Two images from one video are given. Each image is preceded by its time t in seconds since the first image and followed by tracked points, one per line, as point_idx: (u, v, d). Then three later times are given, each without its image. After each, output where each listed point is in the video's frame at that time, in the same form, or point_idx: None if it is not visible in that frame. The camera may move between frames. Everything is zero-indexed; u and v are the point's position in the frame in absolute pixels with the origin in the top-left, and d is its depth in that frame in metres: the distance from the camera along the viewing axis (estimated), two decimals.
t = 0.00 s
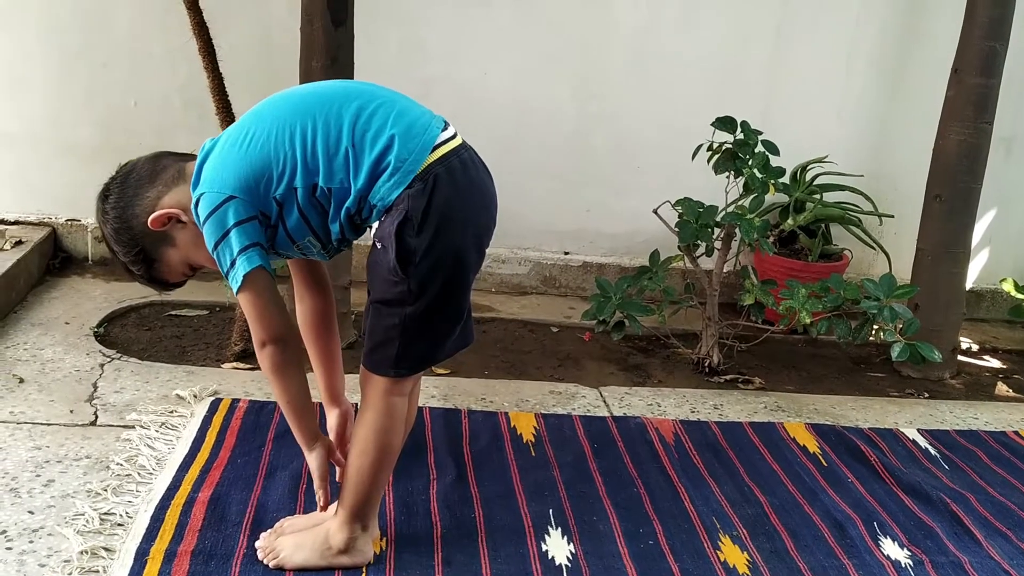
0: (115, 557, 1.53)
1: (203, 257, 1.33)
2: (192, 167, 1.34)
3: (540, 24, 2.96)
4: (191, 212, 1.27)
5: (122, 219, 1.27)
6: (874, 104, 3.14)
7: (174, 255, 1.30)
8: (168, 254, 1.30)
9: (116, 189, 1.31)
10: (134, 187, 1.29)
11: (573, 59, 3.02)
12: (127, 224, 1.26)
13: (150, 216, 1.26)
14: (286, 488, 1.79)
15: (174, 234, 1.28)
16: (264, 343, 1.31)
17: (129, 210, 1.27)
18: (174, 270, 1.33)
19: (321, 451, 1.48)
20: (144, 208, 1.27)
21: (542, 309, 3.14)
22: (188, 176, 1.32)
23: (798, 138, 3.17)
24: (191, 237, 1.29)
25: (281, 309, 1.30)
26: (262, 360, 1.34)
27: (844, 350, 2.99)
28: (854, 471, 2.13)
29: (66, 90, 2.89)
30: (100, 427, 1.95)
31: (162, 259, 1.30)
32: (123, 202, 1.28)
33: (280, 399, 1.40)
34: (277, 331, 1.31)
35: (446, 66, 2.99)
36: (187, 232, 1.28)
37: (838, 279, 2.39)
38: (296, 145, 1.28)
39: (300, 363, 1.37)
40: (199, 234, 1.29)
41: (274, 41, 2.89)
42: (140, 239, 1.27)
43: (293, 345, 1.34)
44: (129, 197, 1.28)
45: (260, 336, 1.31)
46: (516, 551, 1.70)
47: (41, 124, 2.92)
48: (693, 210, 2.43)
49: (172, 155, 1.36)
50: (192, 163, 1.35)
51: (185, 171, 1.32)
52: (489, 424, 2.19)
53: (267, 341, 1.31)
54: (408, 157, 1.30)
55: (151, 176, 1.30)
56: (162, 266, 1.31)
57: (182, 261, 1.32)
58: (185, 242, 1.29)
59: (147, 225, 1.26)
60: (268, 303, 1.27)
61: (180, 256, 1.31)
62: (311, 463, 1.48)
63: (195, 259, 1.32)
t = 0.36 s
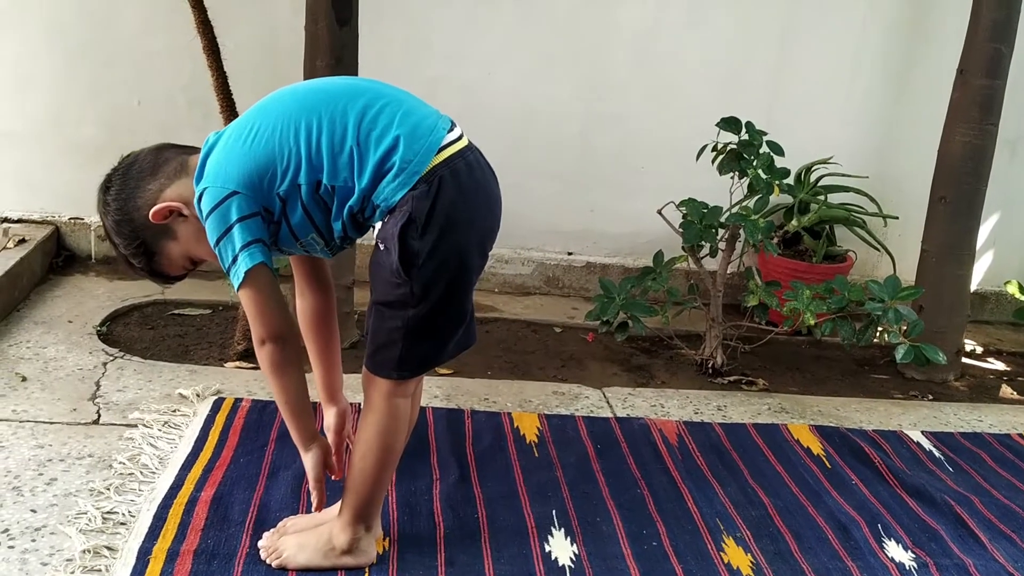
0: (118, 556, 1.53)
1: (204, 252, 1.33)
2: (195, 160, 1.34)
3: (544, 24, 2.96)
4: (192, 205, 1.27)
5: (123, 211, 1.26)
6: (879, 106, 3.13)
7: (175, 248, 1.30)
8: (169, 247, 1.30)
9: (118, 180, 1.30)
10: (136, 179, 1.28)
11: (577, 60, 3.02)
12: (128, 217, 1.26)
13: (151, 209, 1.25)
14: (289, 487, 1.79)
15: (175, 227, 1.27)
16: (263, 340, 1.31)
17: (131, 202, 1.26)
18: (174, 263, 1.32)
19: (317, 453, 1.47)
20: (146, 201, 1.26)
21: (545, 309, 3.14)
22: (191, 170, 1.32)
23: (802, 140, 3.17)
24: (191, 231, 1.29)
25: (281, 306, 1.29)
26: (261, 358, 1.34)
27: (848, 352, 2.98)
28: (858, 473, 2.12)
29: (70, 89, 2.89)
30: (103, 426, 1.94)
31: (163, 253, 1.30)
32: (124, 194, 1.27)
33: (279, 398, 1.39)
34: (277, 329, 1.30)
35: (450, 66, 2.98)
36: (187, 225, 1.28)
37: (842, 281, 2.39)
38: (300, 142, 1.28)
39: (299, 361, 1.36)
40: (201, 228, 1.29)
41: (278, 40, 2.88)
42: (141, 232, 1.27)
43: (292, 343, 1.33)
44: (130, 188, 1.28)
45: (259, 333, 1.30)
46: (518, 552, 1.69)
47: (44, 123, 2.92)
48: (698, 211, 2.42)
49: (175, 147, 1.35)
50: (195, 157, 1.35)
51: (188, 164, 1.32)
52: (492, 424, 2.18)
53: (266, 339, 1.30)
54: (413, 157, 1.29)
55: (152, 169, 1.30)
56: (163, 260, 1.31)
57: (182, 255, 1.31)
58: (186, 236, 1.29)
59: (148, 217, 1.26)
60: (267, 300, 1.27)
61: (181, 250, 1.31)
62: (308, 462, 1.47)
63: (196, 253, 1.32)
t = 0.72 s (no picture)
0: (121, 551, 1.53)
1: (213, 256, 1.33)
2: (200, 164, 1.34)
3: (549, 24, 2.96)
4: (200, 211, 1.27)
5: (129, 219, 1.27)
6: (884, 107, 3.13)
7: (183, 254, 1.31)
8: (177, 253, 1.30)
9: (122, 187, 1.30)
10: (140, 185, 1.28)
11: (582, 59, 3.02)
12: (134, 224, 1.26)
13: (157, 215, 1.26)
14: (292, 483, 1.79)
15: (182, 233, 1.28)
16: (273, 343, 1.31)
17: (137, 209, 1.27)
18: (182, 267, 1.33)
19: (327, 453, 1.47)
20: (152, 208, 1.27)
21: (549, 308, 3.14)
22: (196, 173, 1.31)
23: (806, 141, 3.17)
24: (199, 236, 1.29)
25: (290, 308, 1.29)
26: (270, 361, 1.34)
27: (851, 353, 2.98)
28: (861, 473, 2.12)
29: (75, 85, 2.90)
30: (106, 421, 1.95)
31: (170, 258, 1.31)
32: (129, 201, 1.27)
33: (287, 400, 1.39)
34: (286, 333, 1.30)
35: (455, 66, 2.99)
36: (194, 231, 1.28)
37: (845, 282, 2.39)
38: (309, 144, 1.28)
39: (308, 363, 1.36)
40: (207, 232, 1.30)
41: (283, 37, 2.89)
42: (147, 238, 1.27)
43: (302, 345, 1.33)
44: (135, 196, 1.28)
45: (268, 336, 1.30)
46: (520, 550, 1.69)
47: (50, 120, 2.92)
48: (702, 210, 2.42)
49: (179, 151, 1.35)
50: (199, 160, 1.34)
51: (192, 168, 1.31)
52: (494, 423, 2.18)
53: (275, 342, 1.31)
54: (423, 158, 1.29)
55: (157, 175, 1.30)
56: (170, 265, 1.31)
57: (190, 260, 1.32)
58: (194, 242, 1.29)
59: (154, 224, 1.26)
60: (276, 301, 1.27)
61: (189, 255, 1.31)
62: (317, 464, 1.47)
63: (204, 258, 1.33)
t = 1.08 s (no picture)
0: (123, 549, 1.53)
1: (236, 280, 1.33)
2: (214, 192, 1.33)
3: (554, 24, 2.96)
4: (218, 239, 1.27)
5: (151, 256, 1.26)
6: (889, 108, 3.13)
7: (207, 284, 1.31)
8: (201, 283, 1.30)
9: (140, 225, 1.29)
10: (158, 219, 1.28)
11: (587, 60, 3.02)
12: (157, 260, 1.26)
13: (178, 249, 1.26)
14: (294, 483, 1.79)
15: (205, 263, 1.28)
16: (291, 362, 1.32)
17: (157, 245, 1.27)
18: (207, 296, 1.33)
19: (348, 467, 1.47)
20: (172, 241, 1.27)
21: (552, 309, 3.14)
22: (211, 202, 1.31)
23: (810, 142, 3.16)
24: (221, 264, 1.29)
25: (307, 326, 1.30)
26: (290, 380, 1.34)
27: (854, 354, 2.97)
28: (864, 476, 2.12)
29: (82, 84, 2.91)
30: (110, 420, 1.95)
31: (194, 289, 1.31)
32: (148, 237, 1.27)
33: (305, 415, 1.40)
34: (303, 350, 1.30)
35: (460, 66, 2.99)
36: (217, 261, 1.28)
37: (849, 284, 2.39)
38: (319, 159, 1.27)
39: (325, 379, 1.37)
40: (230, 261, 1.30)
41: (288, 36, 2.89)
42: (171, 272, 1.28)
43: (319, 363, 1.34)
44: (154, 231, 1.27)
45: (287, 356, 1.31)
46: (522, 550, 1.69)
47: (55, 118, 2.93)
48: (706, 212, 2.42)
49: (191, 183, 1.34)
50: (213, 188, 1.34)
51: (208, 198, 1.31)
52: (497, 423, 2.18)
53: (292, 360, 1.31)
54: (434, 164, 1.29)
55: (173, 208, 1.29)
56: (196, 296, 1.32)
57: (215, 288, 1.32)
58: (216, 271, 1.29)
59: (176, 258, 1.26)
60: (295, 322, 1.28)
61: (213, 285, 1.32)
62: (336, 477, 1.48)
63: (227, 284, 1.33)
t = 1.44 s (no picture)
0: (118, 547, 1.52)
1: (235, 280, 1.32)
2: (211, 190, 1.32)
3: (555, 23, 2.95)
4: (216, 237, 1.25)
5: (148, 255, 1.26)
6: (891, 110, 3.12)
7: (205, 283, 1.30)
8: (198, 282, 1.29)
9: (136, 224, 1.28)
10: (155, 218, 1.27)
11: (588, 59, 3.01)
12: (154, 260, 1.25)
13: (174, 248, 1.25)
14: (291, 481, 1.78)
15: (202, 262, 1.27)
16: (288, 359, 1.30)
17: (153, 245, 1.26)
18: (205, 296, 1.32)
19: (343, 464, 1.45)
20: (169, 241, 1.26)
21: (552, 308, 3.13)
22: (208, 201, 1.30)
23: (812, 143, 3.15)
24: (218, 262, 1.28)
25: (305, 324, 1.29)
26: (286, 377, 1.33)
27: (855, 356, 2.96)
28: (864, 477, 2.11)
29: (82, 82, 2.90)
30: (106, 416, 1.94)
31: (192, 287, 1.30)
32: (145, 236, 1.26)
33: (301, 414, 1.38)
34: (300, 347, 1.29)
35: (460, 65, 2.98)
36: (213, 259, 1.27)
37: (851, 285, 2.38)
38: (318, 156, 1.26)
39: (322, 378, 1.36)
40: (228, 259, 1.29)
41: (288, 34, 2.88)
42: (168, 272, 1.27)
43: (316, 361, 1.33)
44: (150, 229, 1.27)
45: (283, 353, 1.30)
46: (519, 550, 1.68)
47: (55, 116, 2.93)
48: (706, 212, 2.41)
49: (187, 181, 1.33)
50: (209, 187, 1.33)
51: (205, 196, 1.31)
52: (495, 422, 2.17)
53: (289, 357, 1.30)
54: (433, 160, 1.28)
55: (170, 206, 1.28)
56: (194, 295, 1.31)
57: (213, 287, 1.31)
58: (214, 269, 1.28)
59: (174, 256, 1.25)
60: (292, 318, 1.26)
61: (211, 284, 1.31)
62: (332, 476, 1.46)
63: (225, 283, 1.32)
